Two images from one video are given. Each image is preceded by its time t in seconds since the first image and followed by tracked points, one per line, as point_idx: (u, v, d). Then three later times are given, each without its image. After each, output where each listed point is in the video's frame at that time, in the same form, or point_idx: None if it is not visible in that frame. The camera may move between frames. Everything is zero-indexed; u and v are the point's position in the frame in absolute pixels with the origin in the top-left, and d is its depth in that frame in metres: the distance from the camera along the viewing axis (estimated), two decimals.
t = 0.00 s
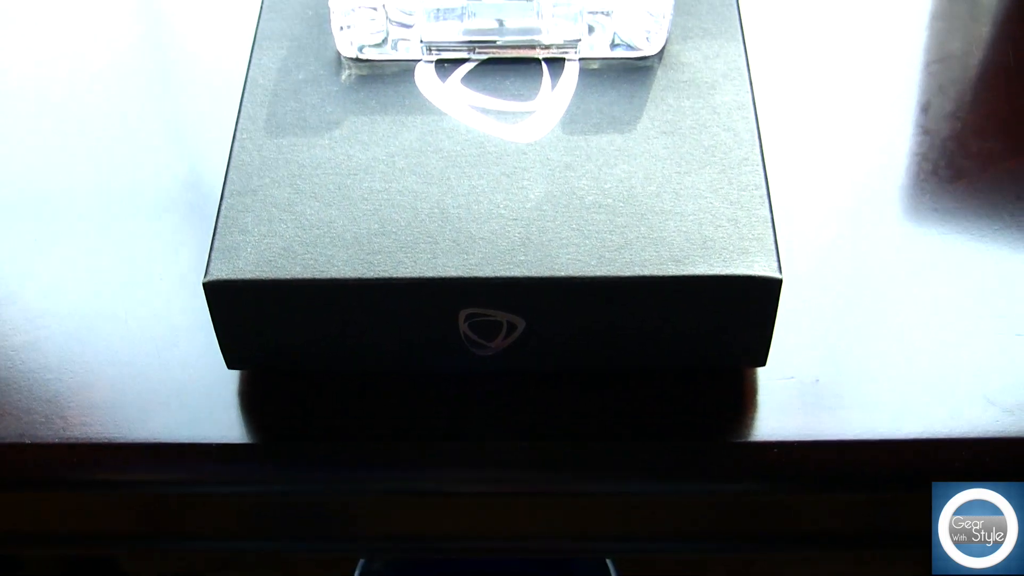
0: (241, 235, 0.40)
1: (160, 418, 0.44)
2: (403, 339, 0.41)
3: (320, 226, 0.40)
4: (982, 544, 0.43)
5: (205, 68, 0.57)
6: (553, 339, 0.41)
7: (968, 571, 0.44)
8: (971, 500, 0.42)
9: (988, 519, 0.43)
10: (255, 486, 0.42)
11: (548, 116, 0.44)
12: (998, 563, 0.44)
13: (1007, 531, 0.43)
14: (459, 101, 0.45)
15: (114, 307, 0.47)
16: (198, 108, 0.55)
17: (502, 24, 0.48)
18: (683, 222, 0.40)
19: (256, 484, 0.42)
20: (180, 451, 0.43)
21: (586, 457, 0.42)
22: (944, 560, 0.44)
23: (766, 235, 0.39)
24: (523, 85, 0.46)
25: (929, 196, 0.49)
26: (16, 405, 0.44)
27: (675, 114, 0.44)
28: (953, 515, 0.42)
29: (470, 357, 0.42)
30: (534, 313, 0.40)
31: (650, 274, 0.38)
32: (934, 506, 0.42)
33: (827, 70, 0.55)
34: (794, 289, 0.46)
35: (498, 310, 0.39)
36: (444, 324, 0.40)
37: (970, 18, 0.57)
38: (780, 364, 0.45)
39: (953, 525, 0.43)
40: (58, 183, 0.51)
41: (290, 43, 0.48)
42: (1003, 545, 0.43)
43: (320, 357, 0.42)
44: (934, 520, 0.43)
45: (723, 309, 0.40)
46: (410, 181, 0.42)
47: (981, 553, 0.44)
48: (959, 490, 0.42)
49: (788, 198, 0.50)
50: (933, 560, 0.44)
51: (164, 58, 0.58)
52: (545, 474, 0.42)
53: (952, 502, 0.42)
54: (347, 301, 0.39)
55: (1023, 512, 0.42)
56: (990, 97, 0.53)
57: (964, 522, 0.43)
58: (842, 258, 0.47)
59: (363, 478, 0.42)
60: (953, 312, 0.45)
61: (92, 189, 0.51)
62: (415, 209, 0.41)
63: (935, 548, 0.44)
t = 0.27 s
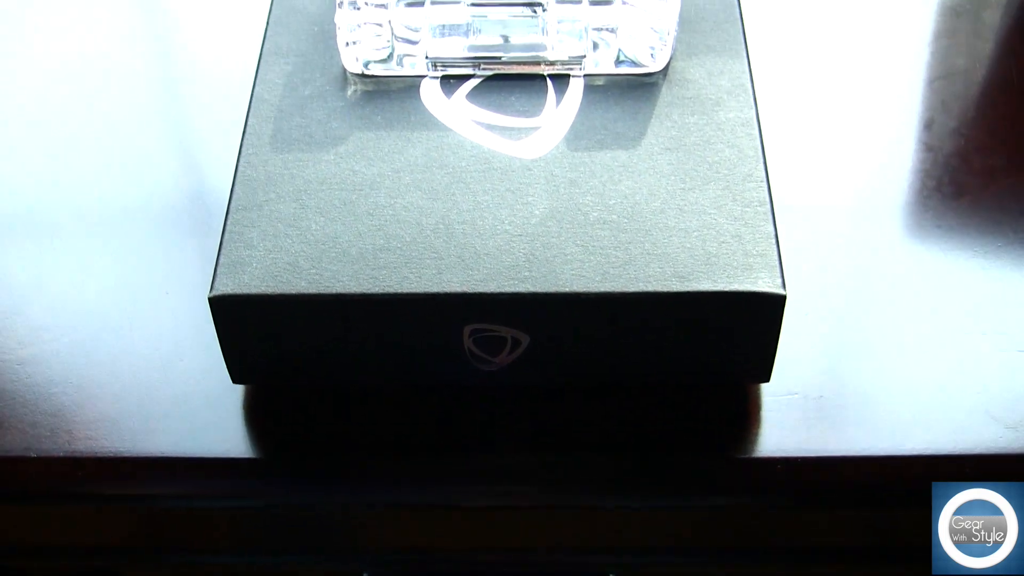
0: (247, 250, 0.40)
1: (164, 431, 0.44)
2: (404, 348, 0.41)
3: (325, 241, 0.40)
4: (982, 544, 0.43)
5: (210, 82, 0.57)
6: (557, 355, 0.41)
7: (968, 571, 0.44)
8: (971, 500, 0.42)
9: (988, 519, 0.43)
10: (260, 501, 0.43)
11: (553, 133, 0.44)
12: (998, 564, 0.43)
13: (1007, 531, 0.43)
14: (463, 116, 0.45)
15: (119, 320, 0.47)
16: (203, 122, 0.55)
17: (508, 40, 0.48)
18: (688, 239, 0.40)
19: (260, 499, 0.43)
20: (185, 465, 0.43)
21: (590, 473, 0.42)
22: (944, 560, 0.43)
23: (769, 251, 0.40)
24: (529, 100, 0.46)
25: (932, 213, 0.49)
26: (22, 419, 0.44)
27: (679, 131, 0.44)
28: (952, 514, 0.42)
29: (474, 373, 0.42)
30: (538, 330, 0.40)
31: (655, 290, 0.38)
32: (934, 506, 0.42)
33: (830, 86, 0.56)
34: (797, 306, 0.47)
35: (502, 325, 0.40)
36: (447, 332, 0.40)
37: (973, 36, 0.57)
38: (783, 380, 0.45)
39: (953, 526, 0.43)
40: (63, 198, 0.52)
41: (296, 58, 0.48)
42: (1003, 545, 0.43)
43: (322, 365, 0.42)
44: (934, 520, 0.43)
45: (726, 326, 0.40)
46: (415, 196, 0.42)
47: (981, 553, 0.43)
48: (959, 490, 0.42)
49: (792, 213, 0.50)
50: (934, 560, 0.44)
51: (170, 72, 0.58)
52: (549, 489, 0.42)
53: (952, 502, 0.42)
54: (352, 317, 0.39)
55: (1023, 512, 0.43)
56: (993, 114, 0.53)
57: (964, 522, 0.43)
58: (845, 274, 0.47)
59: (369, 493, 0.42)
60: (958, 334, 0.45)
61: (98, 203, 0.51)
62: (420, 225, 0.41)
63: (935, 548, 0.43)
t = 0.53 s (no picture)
0: (252, 268, 0.40)
1: (170, 448, 0.44)
2: (406, 358, 0.40)
3: (330, 259, 0.40)
4: (982, 544, 0.42)
5: (216, 98, 0.58)
6: (561, 374, 0.41)
7: (969, 571, 0.43)
8: (970, 500, 0.42)
9: (987, 519, 0.42)
10: (264, 518, 0.43)
11: (558, 151, 0.44)
12: (998, 564, 0.43)
13: (1007, 531, 0.42)
14: (467, 135, 0.45)
15: (125, 337, 0.47)
16: (208, 138, 0.55)
17: (512, 59, 0.49)
18: (691, 258, 0.40)
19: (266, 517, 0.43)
20: (190, 483, 0.43)
21: (593, 494, 0.42)
22: (944, 560, 0.42)
23: (773, 270, 0.40)
24: (534, 119, 0.46)
25: (935, 233, 0.49)
26: (27, 435, 0.44)
27: (684, 151, 0.44)
28: (952, 514, 0.42)
29: (478, 391, 0.42)
30: (542, 349, 0.40)
31: (659, 310, 0.39)
32: (934, 506, 0.42)
33: (833, 106, 0.56)
34: (800, 325, 0.47)
35: (506, 343, 0.40)
36: (452, 351, 0.40)
37: (975, 57, 0.57)
38: (787, 400, 0.45)
39: (953, 526, 0.42)
40: (69, 215, 0.52)
41: (301, 77, 0.48)
42: (1004, 545, 0.42)
43: (324, 375, 0.42)
44: (934, 522, 0.42)
45: (731, 348, 0.40)
46: (420, 215, 0.42)
47: (981, 553, 0.42)
48: (959, 489, 0.42)
49: (795, 232, 0.50)
50: (933, 561, 0.43)
51: (176, 89, 0.58)
52: (553, 509, 0.42)
53: (952, 502, 0.42)
54: (358, 336, 0.40)
55: (1022, 513, 0.42)
56: (996, 134, 0.53)
57: (964, 522, 0.42)
58: (849, 292, 0.47)
59: (373, 511, 0.43)
60: (960, 353, 0.45)
61: (104, 220, 0.51)
62: (425, 243, 0.41)
63: (935, 548, 0.42)
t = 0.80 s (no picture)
0: (257, 283, 0.40)
1: (173, 462, 0.44)
2: (402, 351, 0.40)
3: (335, 275, 0.41)
4: (983, 543, 0.42)
5: (220, 112, 0.58)
6: (565, 390, 0.41)
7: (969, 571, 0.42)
8: (970, 500, 0.42)
9: (987, 519, 0.42)
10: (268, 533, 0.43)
11: (562, 168, 0.44)
12: (998, 563, 0.42)
13: (1007, 531, 0.42)
14: (471, 151, 0.45)
15: (129, 351, 0.47)
16: (213, 153, 0.55)
17: (517, 76, 0.49)
18: (695, 275, 0.40)
19: (270, 532, 0.43)
20: (194, 498, 0.43)
21: (596, 510, 0.42)
22: (944, 560, 0.42)
23: (777, 287, 0.40)
24: (538, 136, 0.46)
25: (938, 251, 0.49)
26: (31, 450, 0.45)
27: (689, 168, 0.44)
28: (952, 514, 0.42)
29: (483, 408, 0.42)
30: (546, 365, 0.40)
31: (662, 326, 0.39)
32: (934, 507, 0.42)
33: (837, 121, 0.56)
34: (804, 342, 0.47)
35: (509, 359, 0.40)
36: (455, 367, 0.40)
37: (976, 77, 0.58)
38: (791, 416, 0.45)
39: (953, 525, 0.42)
40: (73, 230, 0.52)
41: (306, 93, 0.49)
42: (1004, 545, 0.42)
43: (328, 390, 0.42)
44: (935, 521, 0.42)
45: (732, 353, 0.39)
46: (424, 231, 0.42)
47: (981, 553, 0.42)
48: (959, 489, 0.42)
49: (799, 247, 0.50)
50: (933, 561, 0.42)
51: (180, 104, 0.58)
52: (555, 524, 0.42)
53: (951, 502, 0.42)
54: (361, 351, 0.40)
55: (1022, 513, 0.42)
56: (998, 154, 0.53)
57: (964, 521, 0.42)
58: (853, 308, 0.48)
59: (375, 526, 0.43)
60: (962, 370, 0.46)
61: (108, 236, 0.52)
62: (429, 259, 0.41)
63: (935, 547, 0.42)
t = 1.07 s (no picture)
0: (260, 297, 0.40)
1: (176, 475, 0.44)
2: (408, 370, 0.40)
3: (338, 289, 0.41)
4: (983, 544, 0.42)
5: (224, 124, 0.58)
6: (566, 404, 0.41)
7: (969, 571, 0.42)
8: (971, 500, 0.43)
9: (988, 519, 0.42)
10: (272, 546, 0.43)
11: (564, 184, 0.44)
12: (998, 563, 0.42)
13: (1007, 531, 0.42)
14: (473, 165, 0.46)
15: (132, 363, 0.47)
16: (216, 167, 0.56)
17: (520, 91, 0.49)
18: (697, 289, 0.40)
19: (273, 545, 0.43)
20: (197, 511, 0.43)
21: (597, 524, 0.43)
22: (944, 560, 0.42)
23: (779, 302, 0.40)
24: (541, 151, 0.46)
25: (940, 265, 0.50)
26: (35, 463, 0.45)
27: (691, 183, 0.45)
28: (952, 514, 0.42)
29: (485, 422, 0.42)
30: (547, 379, 0.40)
31: (664, 340, 0.39)
32: (935, 506, 0.43)
33: (839, 135, 0.56)
34: (806, 356, 0.47)
35: (512, 373, 0.40)
36: (457, 382, 0.40)
37: (977, 92, 0.58)
38: (793, 430, 0.45)
39: (953, 526, 0.42)
40: (77, 245, 0.52)
41: (309, 107, 0.49)
42: (1004, 545, 0.42)
43: (330, 403, 0.42)
44: (935, 521, 0.42)
45: (733, 368, 0.40)
46: (427, 245, 0.42)
47: (981, 553, 0.42)
48: (959, 489, 0.43)
49: (801, 261, 0.50)
50: (933, 561, 0.42)
51: (184, 117, 0.58)
52: (557, 538, 0.43)
53: (952, 502, 0.43)
54: (363, 365, 0.40)
55: (1022, 513, 0.43)
56: (999, 171, 0.54)
57: (964, 521, 0.43)
58: (855, 323, 0.48)
59: (377, 540, 0.43)
60: (963, 383, 0.46)
61: (112, 250, 0.52)
62: (431, 273, 0.41)
63: (935, 548, 0.42)
